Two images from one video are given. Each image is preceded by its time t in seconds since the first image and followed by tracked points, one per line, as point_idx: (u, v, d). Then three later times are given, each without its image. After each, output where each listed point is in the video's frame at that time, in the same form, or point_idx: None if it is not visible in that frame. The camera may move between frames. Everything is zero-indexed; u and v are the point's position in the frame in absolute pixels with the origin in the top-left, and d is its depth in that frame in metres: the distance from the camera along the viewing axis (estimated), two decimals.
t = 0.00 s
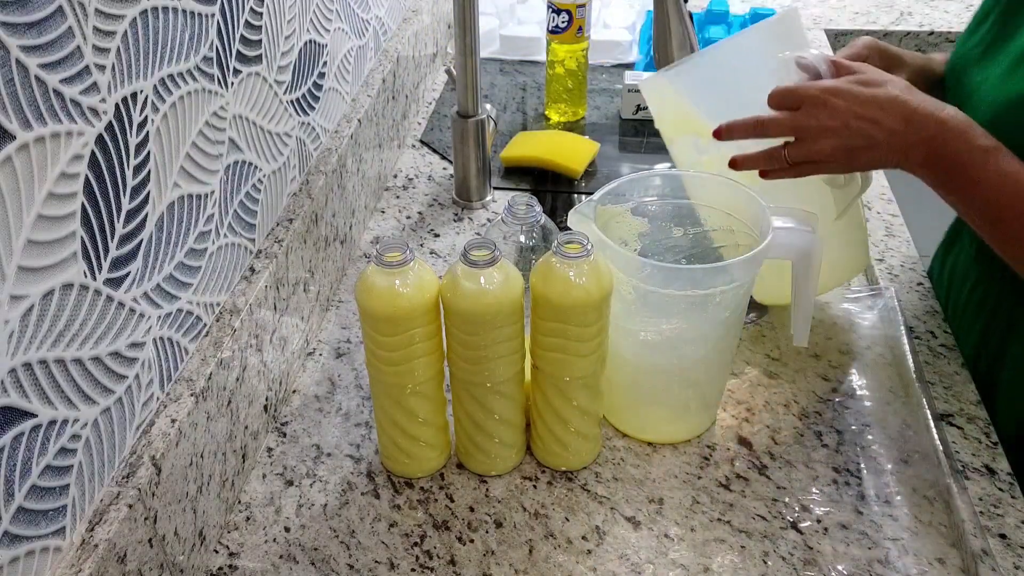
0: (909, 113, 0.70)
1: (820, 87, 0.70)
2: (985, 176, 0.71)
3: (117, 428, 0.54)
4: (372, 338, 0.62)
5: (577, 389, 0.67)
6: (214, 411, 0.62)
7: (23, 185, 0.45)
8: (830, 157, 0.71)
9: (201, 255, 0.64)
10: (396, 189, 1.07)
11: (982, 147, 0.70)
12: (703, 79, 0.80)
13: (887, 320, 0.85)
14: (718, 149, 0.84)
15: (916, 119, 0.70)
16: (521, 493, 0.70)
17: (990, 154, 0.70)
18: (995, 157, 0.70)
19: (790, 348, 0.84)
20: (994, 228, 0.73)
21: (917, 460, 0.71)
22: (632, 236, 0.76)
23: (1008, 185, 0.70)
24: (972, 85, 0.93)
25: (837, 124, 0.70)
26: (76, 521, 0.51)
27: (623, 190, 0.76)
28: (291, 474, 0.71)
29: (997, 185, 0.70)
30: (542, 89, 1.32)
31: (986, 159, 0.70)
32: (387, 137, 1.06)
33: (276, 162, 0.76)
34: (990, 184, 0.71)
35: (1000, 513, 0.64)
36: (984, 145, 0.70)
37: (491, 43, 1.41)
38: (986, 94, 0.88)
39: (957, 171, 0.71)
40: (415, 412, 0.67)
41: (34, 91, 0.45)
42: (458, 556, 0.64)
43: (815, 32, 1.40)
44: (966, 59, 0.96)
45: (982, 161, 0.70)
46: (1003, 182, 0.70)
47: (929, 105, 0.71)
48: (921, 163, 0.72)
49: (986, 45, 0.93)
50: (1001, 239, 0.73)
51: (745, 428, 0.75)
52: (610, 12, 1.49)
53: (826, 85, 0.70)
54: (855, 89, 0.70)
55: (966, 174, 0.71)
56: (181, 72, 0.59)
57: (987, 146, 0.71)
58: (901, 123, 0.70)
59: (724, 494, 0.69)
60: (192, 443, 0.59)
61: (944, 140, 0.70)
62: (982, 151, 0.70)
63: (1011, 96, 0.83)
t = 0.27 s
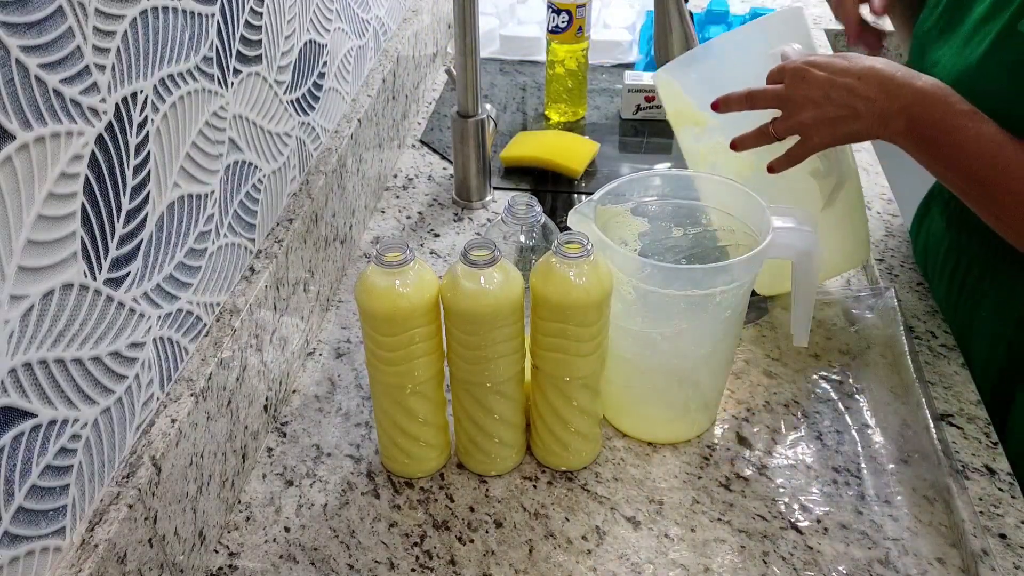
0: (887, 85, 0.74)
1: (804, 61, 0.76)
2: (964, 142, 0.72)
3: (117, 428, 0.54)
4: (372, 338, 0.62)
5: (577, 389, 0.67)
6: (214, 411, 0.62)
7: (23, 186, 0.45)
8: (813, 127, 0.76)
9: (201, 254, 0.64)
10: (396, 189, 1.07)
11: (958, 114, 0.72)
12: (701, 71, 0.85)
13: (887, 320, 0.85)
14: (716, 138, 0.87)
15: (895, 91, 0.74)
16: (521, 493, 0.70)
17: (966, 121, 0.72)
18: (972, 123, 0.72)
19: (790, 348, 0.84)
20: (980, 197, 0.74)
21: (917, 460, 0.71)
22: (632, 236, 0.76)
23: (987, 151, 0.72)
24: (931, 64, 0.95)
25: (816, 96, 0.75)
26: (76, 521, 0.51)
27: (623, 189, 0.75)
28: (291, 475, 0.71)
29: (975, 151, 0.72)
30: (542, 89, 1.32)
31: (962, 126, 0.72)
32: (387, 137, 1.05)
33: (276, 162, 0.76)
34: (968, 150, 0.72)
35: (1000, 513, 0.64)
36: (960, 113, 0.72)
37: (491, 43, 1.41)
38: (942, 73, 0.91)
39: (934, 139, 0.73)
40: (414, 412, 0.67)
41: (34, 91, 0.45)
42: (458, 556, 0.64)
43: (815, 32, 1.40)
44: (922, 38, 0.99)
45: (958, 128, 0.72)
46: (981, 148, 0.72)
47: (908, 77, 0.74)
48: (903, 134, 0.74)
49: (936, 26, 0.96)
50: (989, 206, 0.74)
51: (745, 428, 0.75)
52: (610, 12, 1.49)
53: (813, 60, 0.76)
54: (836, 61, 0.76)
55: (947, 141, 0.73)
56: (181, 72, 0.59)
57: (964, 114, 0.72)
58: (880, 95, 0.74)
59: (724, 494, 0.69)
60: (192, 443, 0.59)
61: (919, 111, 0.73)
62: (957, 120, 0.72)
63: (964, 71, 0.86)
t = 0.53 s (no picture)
0: (828, 99, 0.71)
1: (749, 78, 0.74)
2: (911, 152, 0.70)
3: (117, 428, 0.54)
4: (371, 338, 0.62)
5: (577, 389, 0.67)
6: (214, 411, 0.62)
7: (24, 186, 0.45)
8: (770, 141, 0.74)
9: (201, 254, 0.64)
10: (396, 189, 1.07)
11: (904, 122, 0.70)
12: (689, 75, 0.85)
13: (887, 319, 0.85)
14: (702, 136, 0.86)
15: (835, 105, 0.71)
16: (521, 493, 0.70)
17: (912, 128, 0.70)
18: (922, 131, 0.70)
19: (790, 348, 0.84)
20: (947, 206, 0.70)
21: (917, 460, 0.71)
22: (632, 236, 0.75)
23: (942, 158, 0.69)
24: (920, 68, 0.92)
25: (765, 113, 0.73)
26: (76, 521, 0.51)
27: (623, 189, 0.76)
28: (291, 474, 0.71)
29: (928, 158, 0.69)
30: (542, 89, 1.32)
31: (911, 132, 0.70)
32: (387, 137, 1.06)
33: (276, 162, 0.76)
34: (918, 159, 0.69)
35: (1000, 513, 0.64)
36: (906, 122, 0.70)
37: (491, 43, 1.41)
38: (931, 76, 0.88)
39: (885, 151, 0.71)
40: (414, 412, 0.67)
41: (34, 91, 0.45)
42: (458, 556, 0.64)
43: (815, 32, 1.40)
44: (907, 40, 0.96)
45: (905, 137, 0.70)
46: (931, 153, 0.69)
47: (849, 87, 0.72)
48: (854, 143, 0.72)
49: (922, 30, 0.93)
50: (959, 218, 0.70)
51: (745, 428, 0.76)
52: (610, 12, 1.49)
53: (755, 78, 0.75)
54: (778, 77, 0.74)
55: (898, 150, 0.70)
56: (181, 72, 0.59)
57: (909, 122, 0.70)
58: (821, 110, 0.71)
59: (724, 494, 0.69)
60: (192, 443, 0.59)
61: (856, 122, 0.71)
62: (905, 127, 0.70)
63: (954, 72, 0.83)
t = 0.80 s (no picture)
0: (788, 131, 0.73)
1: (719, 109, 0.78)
2: (883, 175, 0.70)
3: (117, 428, 0.54)
4: (372, 338, 0.62)
5: (577, 389, 0.67)
6: (214, 411, 0.62)
7: (24, 186, 0.45)
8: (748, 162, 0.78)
9: (200, 254, 0.64)
10: (396, 189, 1.07)
11: (868, 147, 0.71)
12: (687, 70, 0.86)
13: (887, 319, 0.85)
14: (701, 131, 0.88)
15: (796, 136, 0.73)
16: (521, 493, 0.70)
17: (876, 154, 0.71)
18: (885, 155, 0.70)
19: (790, 348, 0.84)
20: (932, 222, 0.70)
21: (917, 460, 0.71)
22: (633, 236, 0.75)
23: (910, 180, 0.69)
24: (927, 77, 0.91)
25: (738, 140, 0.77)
26: (76, 521, 0.51)
27: (623, 189, 0.76)
28: (291, 474, 0.71)
29: (894, 179, 0.70)
30: (542, 89, 1.32)
31: (877, 156, 0.70)
32: (387, 137, 1.06)
33: (276, 162, 0.76)
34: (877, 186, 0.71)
35: (1001, 513, 0.64)
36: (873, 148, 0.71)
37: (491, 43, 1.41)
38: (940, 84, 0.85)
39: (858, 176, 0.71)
40: (415, 412, 0.67)
41: (34, 91, 0.45)
42: (458, 556, 0.64)
43: (815, 32, 1.40)
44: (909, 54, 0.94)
45: (870, 162, 0.70)
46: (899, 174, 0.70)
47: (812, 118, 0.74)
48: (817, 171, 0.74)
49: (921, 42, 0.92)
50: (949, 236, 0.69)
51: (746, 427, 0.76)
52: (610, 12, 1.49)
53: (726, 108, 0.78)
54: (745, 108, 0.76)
55: (857, 179, 0.72)
56: (181, 72, 0.59)
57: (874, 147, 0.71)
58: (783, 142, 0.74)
59: (724, 494, 0.69)
60: (192, 443, 0.59)
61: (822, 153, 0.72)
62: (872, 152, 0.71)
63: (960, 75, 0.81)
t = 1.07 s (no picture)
0: (777, 156, 0.73)
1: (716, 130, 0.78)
2: (870, 196, 0.71)
3: (117, 428, 0.54)
4: (372, 338, 0.62)
5: (577, 389, 0.67)
6: (214, 411, 0.62)
7: (24, 186, 0.45)
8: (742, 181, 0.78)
9: (200, 254, 0.64)
10: (396, 189, 1.07)
11: (854, 172, 0.71)
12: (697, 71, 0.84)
13: (886, 319, 0.85)
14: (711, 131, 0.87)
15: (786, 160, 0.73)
16: (521, 493, 0.70)
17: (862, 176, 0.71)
18: (871, 177, 0.71)
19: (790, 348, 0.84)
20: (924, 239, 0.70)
21: (917, 460, 0.71)
22: (633, 236, 0.75)
23: (896, 201, 0.70)
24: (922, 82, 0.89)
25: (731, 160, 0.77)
26: (76, 521, 0.51)
27: (623, 189, 0.76)
28: (291, 474, 0.71)
29: (882, 202, 0.71)
30: (542, 89, 1.32)
31: (863, 178, 0.71)
32: (387, 137, 1.06)
33: (276, 162, 0.76)
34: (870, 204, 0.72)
35: (1000, 513, 0.64)
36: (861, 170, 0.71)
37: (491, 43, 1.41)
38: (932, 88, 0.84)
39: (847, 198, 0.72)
40: (415, 412, 0.67)
41: (34, 91, 0.45)
42: (458, 556, 0.64)
43: (815, 32, 1.40)
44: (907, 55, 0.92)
45: (857, 185, 0.71)
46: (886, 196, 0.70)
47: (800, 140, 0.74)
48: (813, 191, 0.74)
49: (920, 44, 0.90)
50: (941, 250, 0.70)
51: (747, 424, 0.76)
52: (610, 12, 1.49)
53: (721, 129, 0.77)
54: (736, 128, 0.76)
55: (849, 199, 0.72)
56: (181, 72, 0.59)
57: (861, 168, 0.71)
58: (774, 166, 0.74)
59: (724, 494, 0.69)
60: (192, 443, 0.59)
61: (810, 175, 0.73)
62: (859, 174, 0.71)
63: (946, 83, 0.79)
